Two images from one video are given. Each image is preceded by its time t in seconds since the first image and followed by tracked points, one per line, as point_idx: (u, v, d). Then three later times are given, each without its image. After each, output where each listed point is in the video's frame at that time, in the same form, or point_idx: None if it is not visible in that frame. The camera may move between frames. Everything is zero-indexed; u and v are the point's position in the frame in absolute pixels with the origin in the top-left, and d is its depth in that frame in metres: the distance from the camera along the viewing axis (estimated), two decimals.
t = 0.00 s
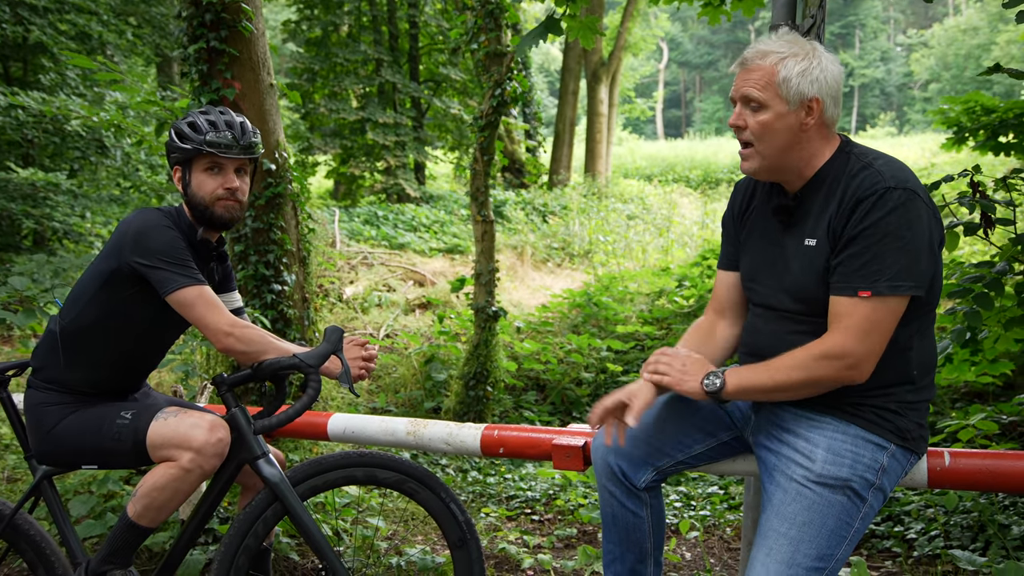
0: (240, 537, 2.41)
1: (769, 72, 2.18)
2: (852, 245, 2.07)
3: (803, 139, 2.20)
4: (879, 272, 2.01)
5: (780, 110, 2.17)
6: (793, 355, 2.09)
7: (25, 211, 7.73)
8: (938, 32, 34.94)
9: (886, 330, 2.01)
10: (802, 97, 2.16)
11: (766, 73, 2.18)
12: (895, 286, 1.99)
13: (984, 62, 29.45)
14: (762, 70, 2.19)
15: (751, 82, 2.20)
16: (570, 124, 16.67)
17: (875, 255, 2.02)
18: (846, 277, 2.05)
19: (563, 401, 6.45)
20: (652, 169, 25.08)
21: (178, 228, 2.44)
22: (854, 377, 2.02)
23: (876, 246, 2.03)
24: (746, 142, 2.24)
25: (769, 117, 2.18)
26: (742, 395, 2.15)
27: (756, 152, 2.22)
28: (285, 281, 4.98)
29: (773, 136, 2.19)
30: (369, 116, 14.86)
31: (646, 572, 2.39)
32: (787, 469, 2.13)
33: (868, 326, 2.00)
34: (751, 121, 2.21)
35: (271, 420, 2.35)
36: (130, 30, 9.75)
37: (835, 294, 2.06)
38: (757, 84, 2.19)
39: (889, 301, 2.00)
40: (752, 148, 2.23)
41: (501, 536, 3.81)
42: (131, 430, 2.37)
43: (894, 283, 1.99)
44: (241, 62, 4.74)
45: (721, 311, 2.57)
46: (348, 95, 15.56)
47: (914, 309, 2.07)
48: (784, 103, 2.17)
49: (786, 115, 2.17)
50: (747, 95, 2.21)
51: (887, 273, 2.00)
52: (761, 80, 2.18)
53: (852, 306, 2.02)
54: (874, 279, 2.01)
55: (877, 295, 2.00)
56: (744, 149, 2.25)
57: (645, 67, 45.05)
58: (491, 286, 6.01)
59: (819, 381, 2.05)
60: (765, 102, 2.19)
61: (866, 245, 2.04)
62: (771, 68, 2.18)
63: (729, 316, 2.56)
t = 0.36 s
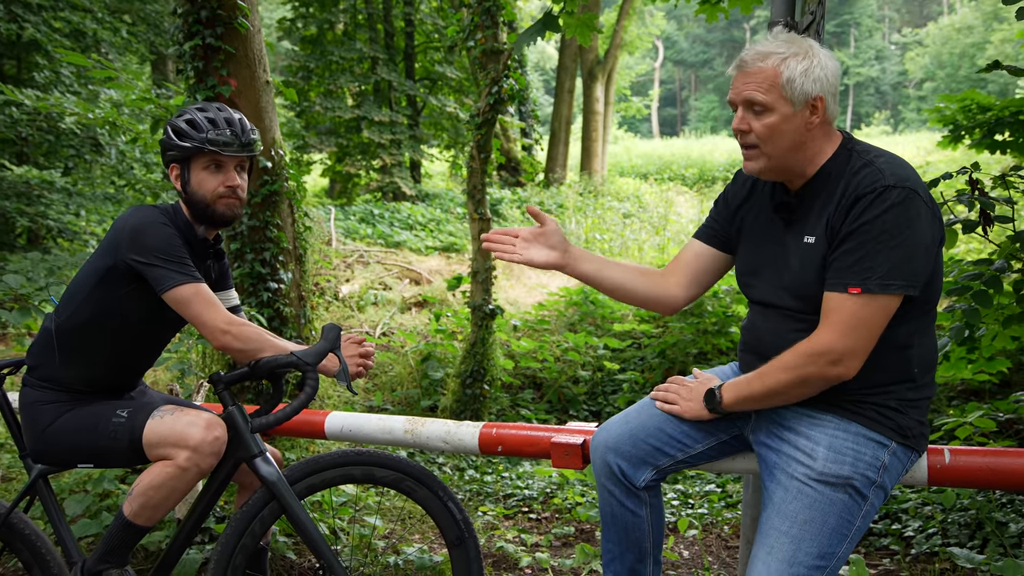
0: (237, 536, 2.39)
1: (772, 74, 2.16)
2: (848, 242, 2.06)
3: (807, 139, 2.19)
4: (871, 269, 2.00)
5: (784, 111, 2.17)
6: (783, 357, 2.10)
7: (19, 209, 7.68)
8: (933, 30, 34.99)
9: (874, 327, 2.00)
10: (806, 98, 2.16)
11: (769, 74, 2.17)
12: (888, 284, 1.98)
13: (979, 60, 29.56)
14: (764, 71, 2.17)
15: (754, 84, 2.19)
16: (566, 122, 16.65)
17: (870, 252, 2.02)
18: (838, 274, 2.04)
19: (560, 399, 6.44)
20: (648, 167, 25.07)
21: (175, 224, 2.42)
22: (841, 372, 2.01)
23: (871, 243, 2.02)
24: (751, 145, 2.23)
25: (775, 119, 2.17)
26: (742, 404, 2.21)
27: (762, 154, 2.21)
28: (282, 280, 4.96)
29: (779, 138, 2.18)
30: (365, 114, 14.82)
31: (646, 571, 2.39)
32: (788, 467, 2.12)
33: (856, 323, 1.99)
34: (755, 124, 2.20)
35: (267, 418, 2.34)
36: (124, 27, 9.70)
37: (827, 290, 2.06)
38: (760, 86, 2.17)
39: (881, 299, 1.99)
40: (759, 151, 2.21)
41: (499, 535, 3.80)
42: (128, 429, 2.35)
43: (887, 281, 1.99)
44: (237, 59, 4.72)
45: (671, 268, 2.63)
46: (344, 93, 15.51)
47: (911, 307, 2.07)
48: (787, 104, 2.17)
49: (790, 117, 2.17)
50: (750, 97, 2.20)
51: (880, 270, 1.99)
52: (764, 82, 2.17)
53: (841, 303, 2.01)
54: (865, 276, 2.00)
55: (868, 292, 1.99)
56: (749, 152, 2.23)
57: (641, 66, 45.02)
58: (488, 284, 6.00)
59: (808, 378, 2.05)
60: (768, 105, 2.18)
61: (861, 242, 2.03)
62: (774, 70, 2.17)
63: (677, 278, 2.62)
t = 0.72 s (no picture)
0: (235, 536, 2.38)
1: (802, 59, 2.20)
2: (846, 240, 2.05)
3: (827, 127, 2.24)
4: (870, 265, 1.99)
5: (815, 97, 2.22)
6: (784, 354, 2.08)
7: (13, 208, 7.64)
8: (928, 29, 35.02)
9: (873, 324, 1.98)
10: (828, 86, 2.24)
11: (800, 59, 2.20)
12: (886, 280, 1.97)
13: (973, 59, 29.62)
14: (795, 57, 2.21)
15: (787, 69, 2.20)
16: (562, 120, 16.64)
17: (868, 249, 2.00)
18: (838, 271, 2.03)
19: (557, 398, 6.44)
20: (644, 166, 25.08)
21: (171, 223, 2.40)
22: (841, 369, 2.00)
23: (869, 240, 2.01)
24: (787, 133, 2.19)
25: (810, 104, 2.20)
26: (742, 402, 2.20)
27: (800, 142, 2.18)
28: (278, 278, 4.95)
29: (813, 123, 2.19)
30: (361, 112, 14.78)
31: (646, 571, 2.38)
32: (789, 466, 2.11)
33: (856, 320, 1.98)
34: (792, 110, 2.19)
35: (263, 418, 2.32)
36: (119, 26, 9.67)
37: (828, 288, 2.04)
38: (794, 72, 2.20)
39: (880, 295, 1.98)
40: (796, 139, 2.18)
41: (497, 534, 3.79)
42: (123, 430, 2.33)
43: (885, 277, 1.97)
44: (232, 57, 4.69)
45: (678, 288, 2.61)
46: (339, 91, 15.48)
47: (910, 304, 2.05)
48: (815, 90, 2.22)
49: (820, 103, 2.22)
50: (786, 83, 2.20)
51: (879, 267, 1.98)
52: (797, 68, 2.20)
53: (842, 299, 2.00)
54: (864, 273, 1.99)
55: (868, 289, 1.98)
56: (786, 141, 2.19)
57: (637, 64, 45.01)
58: (485, 282, 5.98)
59: (808, 376, 2.04)
60: (802, 90, 2.21)
61: (859, 238, 2.03)
62: (802, 56, 2.21)
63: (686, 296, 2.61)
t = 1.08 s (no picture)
0: (232, 537, 2.36)
1: (821, 48, 2.20)
2: (853, 236, 2.04)
3: (839, 121, 2.23)
4: (877, 263, 1.98)
5: (831, 87, 2.21)
6: (784, 352, 2.08)
7: (8, 206, 7.59)
8: (924, 28, 35.07)
9: (876, 321, 1.98)
10: (843, 80, 2.24)
11: (819, 47, 2.20)
12: (892, 277, 1.96)
13: (969, 58, 29.67)
14: (814, 44, 2.20)
15: (806, 55, 2.19)
16: (559, 119, 16.63)
17: (875, 245, 1.99)
18: (844, 268, 2.02)
19: (555, 397, 6.43)
20: (641, 165, 25.08)
21: (169, 221, 2.38)
22: (843, 366, 1.99)
23: (876, 236, 2.00)
24: (800, 118, 2.18)
25: (826, 93, 2.19)
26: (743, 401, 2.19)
27: (812, 129, 2.17)
28: (275, 277, 4.93)
29: (825, 113, 2.18)
30: (357, 111, 14.75)
31: (647, 571, 2.37)
32: (792, 466, 2.11)
33: (861, 317, 1.97)
34: (808, 96, 2.18)
35: (261, 418, 2.30)
36: (114, 23, 9.62)
37: (833, 285, 2.03)
38: (812, 59, 2.19)
39: (886, 293, 1.97)
40: (808, 125, 2.17)
41: (495, 534, 3.78)
42: (120, 430, 2.32)
43: (891, 275, 1.96)
44: (229, 55, 4.67)
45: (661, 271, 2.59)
46: (336, 90, 15.44)
47: (914, 303, 2.04)
48: (832, 81, 2.21)
49: (836, 94, 2.21)
50: (804, 70, 2.19)
51: (886, 264, 1.97)
52: (816, 55, 2.19)
53: (847, 297, 1.99)
54: (870, 270, 1.98)
55: (873, 286, 1.97)
56: (798, 126, 2.17)
57: (633, 63, 44.99)
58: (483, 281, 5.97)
59: (810, 373, 2.03)
60: (819, 78, 2.20)
61: (865, 235, 2.01)
62: (822, 45, 2.21)
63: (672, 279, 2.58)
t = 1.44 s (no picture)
0: (231, 538, 2.35)
1: (817, 50, 2.19)
2: (862, 241, 2.04)
3: (838, 123, 2.23)
4: (891, 268, 1.97)
5: (827, 90, 2.20)
6: (810, 364, 2.02)
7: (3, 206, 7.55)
8: (919, 28, 35.13)
9: (898, 327, 1.98)
10: (840, 81, 2.23)
11: (815, 50, 2.19)
12: (909, 281, 1.95)
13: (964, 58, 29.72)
14: (810, 47, 2.20)
15: (801, 59, 2.19)
16: (556, 119, 16.62)
17: (887, 251, 1.99)
18: (858, 275, 2.01)
19: (552, 396, 6.43)
20: (638, 164, 25.09)
21: (167, 220, 2.37)
22: (871, 374, 1.98)
23: (886, 241, 1.99)
24: (798, 123, 2.17)
25: (823, 96, 2.18)
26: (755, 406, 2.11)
27: (810, 134, 2.17)
28: (272, 277, 4.91)
29: (823, 116, 2.18)
30: (353, 110, 14.71)
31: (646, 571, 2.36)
32: (793, 467, 2.10)
33: (879, 324, 1.97)
34: (805, 100, 2.18)
35: (262, 418, 2.29)
36: (109, 22, 9.59)
37: (848, 292, 2.02)
38: (808, 62, 2.19)
39: (901, 298, 1.96)
40: (807, 130, 2.16)
41: (494, 534, 3.77)
42: (118, 430, 2.30)
43: (908, 279, 1.95)
44: (226, 54, 4.65)
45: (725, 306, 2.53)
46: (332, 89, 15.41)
47: (922, 305, 2.04)
48: (829, 83, 2.21)
49: (833, 96, 2.21)
50: (799, 73, 2.19)
51: (900, 268, 1.96)
52: (812, 57, 2.19)
53: (864, 303, 1.99)
54: (887, 275, 1.97)
55: (890, 292, 1.96)
56: (796, 131, 2.17)
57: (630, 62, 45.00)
58: (481, 280, 5.96)
59: (835, 385, 2.01)
60: (816, 81, 2.19)
61: (876, 241, 2.01)
62: (818, 47, 2.20)
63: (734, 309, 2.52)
